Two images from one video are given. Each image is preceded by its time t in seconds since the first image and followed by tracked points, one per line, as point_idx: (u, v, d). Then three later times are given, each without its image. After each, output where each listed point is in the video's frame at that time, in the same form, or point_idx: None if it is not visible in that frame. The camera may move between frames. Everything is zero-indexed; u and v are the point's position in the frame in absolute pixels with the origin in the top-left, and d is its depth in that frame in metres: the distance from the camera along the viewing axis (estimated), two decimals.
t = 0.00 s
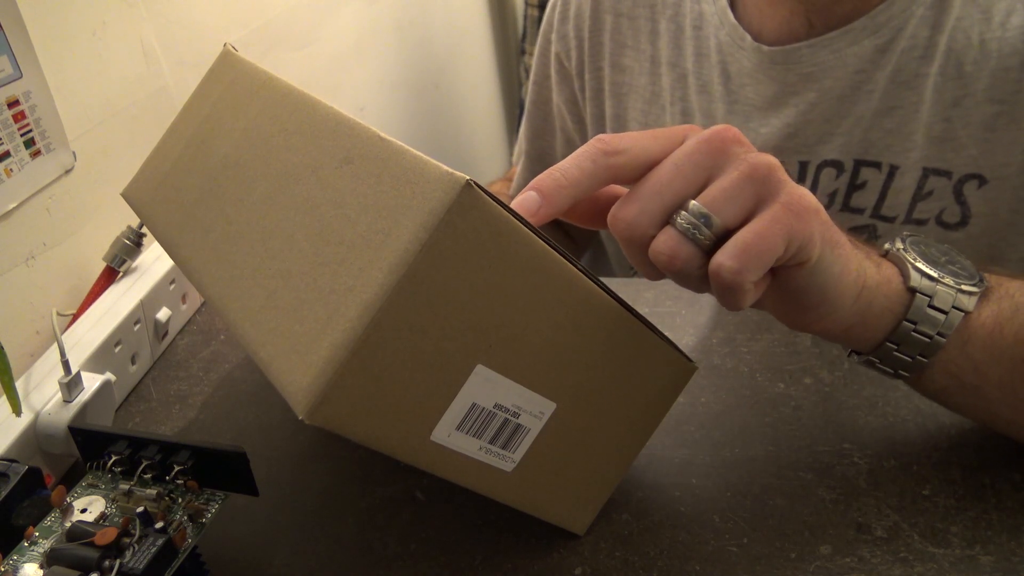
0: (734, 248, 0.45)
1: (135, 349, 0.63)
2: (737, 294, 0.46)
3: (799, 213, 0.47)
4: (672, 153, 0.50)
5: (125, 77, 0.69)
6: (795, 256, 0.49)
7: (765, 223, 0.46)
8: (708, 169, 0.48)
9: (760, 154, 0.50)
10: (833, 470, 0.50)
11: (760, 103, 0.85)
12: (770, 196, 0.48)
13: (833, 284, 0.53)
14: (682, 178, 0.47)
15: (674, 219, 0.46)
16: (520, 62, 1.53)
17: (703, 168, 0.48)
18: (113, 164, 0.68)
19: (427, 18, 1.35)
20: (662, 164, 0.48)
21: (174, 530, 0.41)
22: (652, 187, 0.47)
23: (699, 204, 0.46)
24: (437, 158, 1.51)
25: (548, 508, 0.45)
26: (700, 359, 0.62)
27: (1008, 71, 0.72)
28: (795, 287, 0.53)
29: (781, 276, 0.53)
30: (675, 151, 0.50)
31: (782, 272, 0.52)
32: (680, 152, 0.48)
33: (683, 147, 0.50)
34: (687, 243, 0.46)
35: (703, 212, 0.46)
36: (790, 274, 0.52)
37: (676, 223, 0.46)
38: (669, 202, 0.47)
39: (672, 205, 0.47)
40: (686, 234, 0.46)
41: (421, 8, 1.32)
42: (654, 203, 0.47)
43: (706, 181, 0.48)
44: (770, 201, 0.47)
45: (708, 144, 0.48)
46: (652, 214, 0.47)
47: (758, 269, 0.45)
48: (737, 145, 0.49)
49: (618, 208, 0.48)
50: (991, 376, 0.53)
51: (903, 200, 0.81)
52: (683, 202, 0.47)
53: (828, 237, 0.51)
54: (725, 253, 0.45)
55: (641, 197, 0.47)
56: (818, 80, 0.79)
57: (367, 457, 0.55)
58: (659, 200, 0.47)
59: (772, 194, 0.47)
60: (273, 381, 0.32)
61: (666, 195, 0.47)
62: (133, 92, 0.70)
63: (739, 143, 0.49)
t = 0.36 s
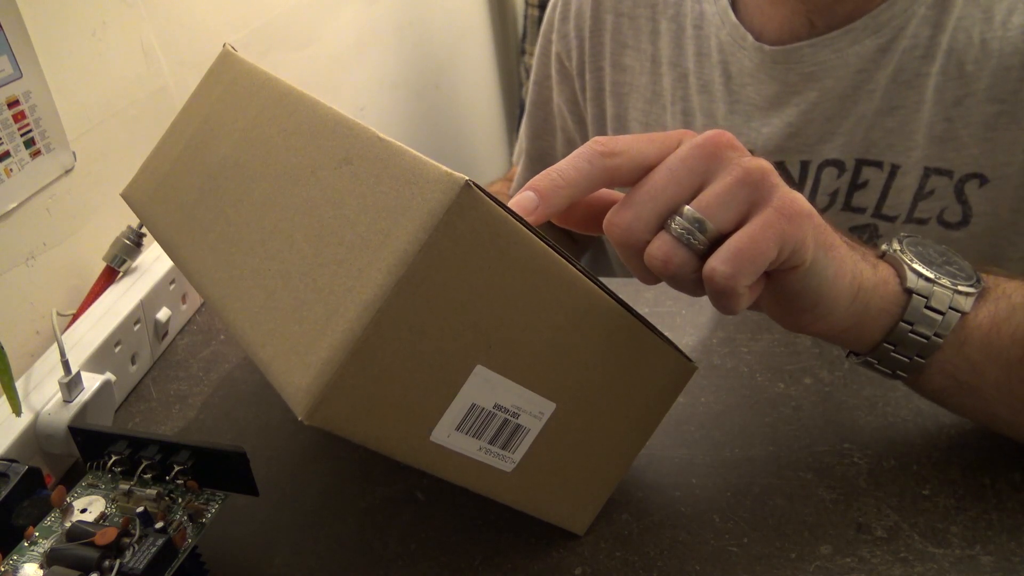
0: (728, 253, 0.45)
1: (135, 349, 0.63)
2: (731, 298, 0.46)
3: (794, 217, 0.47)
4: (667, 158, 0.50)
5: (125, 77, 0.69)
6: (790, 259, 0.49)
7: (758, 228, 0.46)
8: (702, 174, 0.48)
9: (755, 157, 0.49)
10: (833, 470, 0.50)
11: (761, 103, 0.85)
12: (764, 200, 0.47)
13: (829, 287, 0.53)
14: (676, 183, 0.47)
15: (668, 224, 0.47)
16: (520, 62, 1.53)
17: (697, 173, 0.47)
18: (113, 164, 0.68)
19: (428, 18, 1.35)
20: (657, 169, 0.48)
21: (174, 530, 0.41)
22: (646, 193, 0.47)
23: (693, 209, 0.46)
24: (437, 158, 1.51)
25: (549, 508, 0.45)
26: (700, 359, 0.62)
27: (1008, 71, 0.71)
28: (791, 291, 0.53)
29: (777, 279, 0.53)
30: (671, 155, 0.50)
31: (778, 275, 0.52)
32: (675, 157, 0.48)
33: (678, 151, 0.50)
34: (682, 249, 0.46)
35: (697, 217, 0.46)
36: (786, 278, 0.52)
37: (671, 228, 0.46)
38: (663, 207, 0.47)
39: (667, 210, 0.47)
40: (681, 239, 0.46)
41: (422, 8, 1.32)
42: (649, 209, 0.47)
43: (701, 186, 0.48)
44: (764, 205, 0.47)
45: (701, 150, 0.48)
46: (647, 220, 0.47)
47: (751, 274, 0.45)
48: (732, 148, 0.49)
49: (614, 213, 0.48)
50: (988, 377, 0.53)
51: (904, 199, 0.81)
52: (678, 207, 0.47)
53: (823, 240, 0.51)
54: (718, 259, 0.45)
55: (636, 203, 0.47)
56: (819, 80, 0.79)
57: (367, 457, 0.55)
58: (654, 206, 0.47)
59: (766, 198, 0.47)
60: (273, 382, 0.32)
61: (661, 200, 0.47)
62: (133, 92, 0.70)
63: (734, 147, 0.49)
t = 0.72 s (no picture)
0: (748, 245, 0.45)
1: (135, 349, 0.63)
2: (751, 291, 0.45)
3: (812, 210, 0.47)
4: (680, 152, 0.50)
5: (125, 77, 0.69)
6: (808, 253, 0.49)
7: (779, 221, 0.46)
8: (718, 167, 0.48)
9: (770, 152, 0.50)
10: (833, 470, 0.50)
11: (761, 103, 0.85)
12: (783, 193, 0.47)
13: (844, 282, 0.52)
14: (692, 176, 0.47)
15: (685, 217, 0.46)
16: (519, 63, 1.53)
17: (713, 165, 0.48)
18: (112, 164, 0.68)
19: (427, 18, 1.35)
20: (672, 162, 0.48)
21: (175, 530, 0.41)
22: (663, 184, 0.47)
23: (711, 202, 0.46)
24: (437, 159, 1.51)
25: (548, 508, 0.45)
26: (701, 359, 0.62)
27: (1008, 71, 0.71)
28: (804, 286, 0.53)
29: (792, 275, 0.53)
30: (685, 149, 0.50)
31: (794, 270, 0.52)
32: (691, 149, 0.48)
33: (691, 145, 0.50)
34: (700, 241, 0.46)
35: (715, 209, 0.46)
36: (800, 272, 0.52)
37: (688, 221, 0.46)
38: (680, 200, 0.47)
39: (684, 203, 0.47)
40: (699, 232, 0.46)
41: (421, 9, 1.32)
42: (664, 201, 0.47)
43: (717, 179, 0.48)
44: (782, 198, 0.47)
45: (717, 142, 0.48)
46: (663, 212, 0.47)
47: (773, 266, 0.45)
48: (746, 143, 0.49)
49: (627, 206, 0.48)
50: (995, 376, 0.53)
51: (904, 200, 0.81)
52: (694, 200, 0.47)
53: (839, 235, 0.51)
54: (739, 251, 0.44)
55: (651, 195, 0.47)
56: (819, 80, 0.79)
57: (367, 457, 0.55)
58: (669, 198, 0.47)
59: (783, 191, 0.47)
60: (273, 382, 0.32)
61: (676, 193, 0.47)
62: (133, 92, 0.70)
63: (749, 141, 0.49)
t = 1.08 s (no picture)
0: (718, 257, 0.45)
1: (135, 349, 0.63)
2: (721, 302, 0.46)
3: (786, 221, 0.47)
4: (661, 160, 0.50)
5: (125, 77, 0.69)
6: (782, 262, 0.49)
7: (750, 233, 0.46)
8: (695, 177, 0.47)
9: (748, 160, 0.49)
10: (833, 470, 0.50)
11: (761, 103, 0.85)
12: (757, 203, 0.47)
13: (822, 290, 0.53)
14: (669, 186, 0.47)
15: (661, 227, 0.47)
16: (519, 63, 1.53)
17: (690, 176, 0.47)
18: (112, 164, 0.68)
19: (427, 19, 1.35)
20: (651, 171, 0.48)
21: (175, 530, 0.41)
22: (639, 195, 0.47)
23: (685, 213, 0.46)
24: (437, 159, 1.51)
25: (549, 508, 0.45)
26: (700, 359, 0.62)
27: (1008, 70, 0.71)
28: (784, 292, 0.53)
29: (770, 282, 0.53)
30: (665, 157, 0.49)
31: (771, 277, 0.52)
32: (669, 159, 0.48)
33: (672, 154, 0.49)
34: (674, 252, 0.46)
35: (689, 221, 0.46)
36: (778, 280, 0.52)
37: (663, 231, 0.46)
38: (656, 209, 0.47)
39: (661, 213, 0.47)
40: (673, 242, 0.46)
41: (421, 9, 1.32)
42: (642, 211, 0.47)
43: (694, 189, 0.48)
44: (756, 208, 0.47)
45: (694, 153, 0.48)
46: (640, 222, 0.47)
47: (742, 278, 0.45)
48: (725, 151, 0.48)
49: (606, 216, 0.48)
50: (986, 377, 0.53)
51: (904, 199, 0.81)
52: (671, 210, 0.47)
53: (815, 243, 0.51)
54: (709, 262, 0.45)
55: (629, 205, 0.47)
56: (819, 80, 0.79)
57: (367, 456, 0.55)
58: (646, 209, 0.47)
59: (758, 202, 0.47)
60: (274, 382, 0.32)
61: (653, 203, 0.47)
62: (133, 92, 0.70)
63: (728, 150, 0.49)
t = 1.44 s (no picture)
0: (716, 262, 0.45)
1: (135, 349, 0.63)
2: (720, 306, 0.46)
3: (784, 225, 0.47)
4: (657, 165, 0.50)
5: (125, 77, 0.69)
6: (781, 266, 0.49)
7: (747, 237, 0.46)
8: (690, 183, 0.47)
9: (744, 164, 0.49)
10: (833, 470, 0.50)
11: (761, 104, 0.85)
12: (752, 208, 0.47)
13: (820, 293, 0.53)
14: (666, 191, 0.47)
15: (658, 233, 0.46)
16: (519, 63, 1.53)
17: (687, 180, 0.47)
18: (112, 164, 0.68)
19: (428, 18, 1.35)
20: (647, 176, 0.48)
21: (174, 530, 0.41)
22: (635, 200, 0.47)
23: (682, 218, 0.46)
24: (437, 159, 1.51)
25: (549, 507, 0.45)
26: (700, 359, 0.62)
27: (1008, 70, 0.71)
28: (782, 296, 0.53)
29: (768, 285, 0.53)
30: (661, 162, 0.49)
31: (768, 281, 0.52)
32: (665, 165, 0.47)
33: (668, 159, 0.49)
34: (672, 257, 0.46)
35: (687, 226, 0.46)
36: (776, 283, 0.52)
37: (661, 237, 0.46)
38: (653, 215, 0.47)
39: (658, 218, 0.47)
40: (671, 248, 0.46)
41: (421, 8, 1.32)
42: (639, 216, 0.47)
43: (691, 194, 0.47)
44: (752, 212, 0.47)
45: (690, 158, 0.47)
46: (637, 227, 0.47)
47: (740, 282, 0.45)
48: (722, 155, 0.48)
49: (602, 221, 0.48)
50: (986, 378, 0.53)
51: (904, 199, 0.81)
52: (668, 214, 0.47)
53: (812, 246, 0.51)
54: (706, 267, 0.45)
55: (625, 210, 0.47)
56: (820, 81, 0.79)
57: (367, 457, 0.55)
58: (643, 213, 0.47)
59: (753, 207, 0.47)
60: (273, 381, 0.32)
61: (650, 208, 0.47)
62: (133, 92, 0.70)
63: (724, 153, 0.49)
